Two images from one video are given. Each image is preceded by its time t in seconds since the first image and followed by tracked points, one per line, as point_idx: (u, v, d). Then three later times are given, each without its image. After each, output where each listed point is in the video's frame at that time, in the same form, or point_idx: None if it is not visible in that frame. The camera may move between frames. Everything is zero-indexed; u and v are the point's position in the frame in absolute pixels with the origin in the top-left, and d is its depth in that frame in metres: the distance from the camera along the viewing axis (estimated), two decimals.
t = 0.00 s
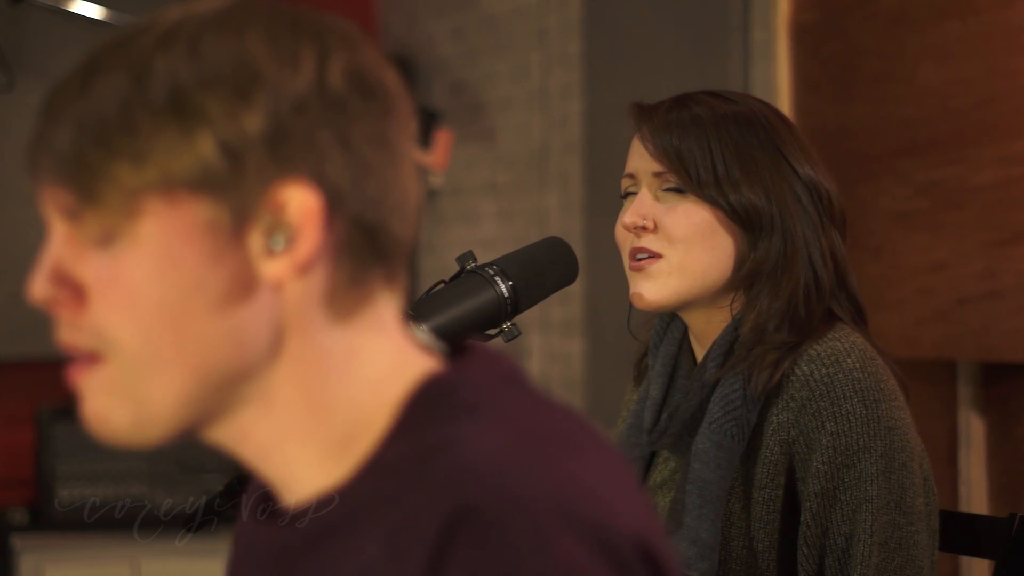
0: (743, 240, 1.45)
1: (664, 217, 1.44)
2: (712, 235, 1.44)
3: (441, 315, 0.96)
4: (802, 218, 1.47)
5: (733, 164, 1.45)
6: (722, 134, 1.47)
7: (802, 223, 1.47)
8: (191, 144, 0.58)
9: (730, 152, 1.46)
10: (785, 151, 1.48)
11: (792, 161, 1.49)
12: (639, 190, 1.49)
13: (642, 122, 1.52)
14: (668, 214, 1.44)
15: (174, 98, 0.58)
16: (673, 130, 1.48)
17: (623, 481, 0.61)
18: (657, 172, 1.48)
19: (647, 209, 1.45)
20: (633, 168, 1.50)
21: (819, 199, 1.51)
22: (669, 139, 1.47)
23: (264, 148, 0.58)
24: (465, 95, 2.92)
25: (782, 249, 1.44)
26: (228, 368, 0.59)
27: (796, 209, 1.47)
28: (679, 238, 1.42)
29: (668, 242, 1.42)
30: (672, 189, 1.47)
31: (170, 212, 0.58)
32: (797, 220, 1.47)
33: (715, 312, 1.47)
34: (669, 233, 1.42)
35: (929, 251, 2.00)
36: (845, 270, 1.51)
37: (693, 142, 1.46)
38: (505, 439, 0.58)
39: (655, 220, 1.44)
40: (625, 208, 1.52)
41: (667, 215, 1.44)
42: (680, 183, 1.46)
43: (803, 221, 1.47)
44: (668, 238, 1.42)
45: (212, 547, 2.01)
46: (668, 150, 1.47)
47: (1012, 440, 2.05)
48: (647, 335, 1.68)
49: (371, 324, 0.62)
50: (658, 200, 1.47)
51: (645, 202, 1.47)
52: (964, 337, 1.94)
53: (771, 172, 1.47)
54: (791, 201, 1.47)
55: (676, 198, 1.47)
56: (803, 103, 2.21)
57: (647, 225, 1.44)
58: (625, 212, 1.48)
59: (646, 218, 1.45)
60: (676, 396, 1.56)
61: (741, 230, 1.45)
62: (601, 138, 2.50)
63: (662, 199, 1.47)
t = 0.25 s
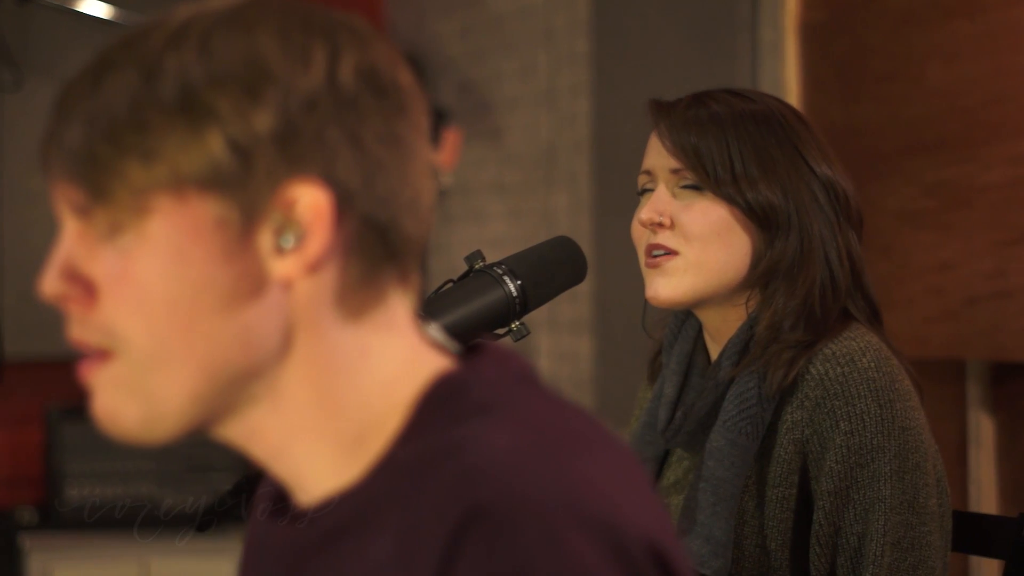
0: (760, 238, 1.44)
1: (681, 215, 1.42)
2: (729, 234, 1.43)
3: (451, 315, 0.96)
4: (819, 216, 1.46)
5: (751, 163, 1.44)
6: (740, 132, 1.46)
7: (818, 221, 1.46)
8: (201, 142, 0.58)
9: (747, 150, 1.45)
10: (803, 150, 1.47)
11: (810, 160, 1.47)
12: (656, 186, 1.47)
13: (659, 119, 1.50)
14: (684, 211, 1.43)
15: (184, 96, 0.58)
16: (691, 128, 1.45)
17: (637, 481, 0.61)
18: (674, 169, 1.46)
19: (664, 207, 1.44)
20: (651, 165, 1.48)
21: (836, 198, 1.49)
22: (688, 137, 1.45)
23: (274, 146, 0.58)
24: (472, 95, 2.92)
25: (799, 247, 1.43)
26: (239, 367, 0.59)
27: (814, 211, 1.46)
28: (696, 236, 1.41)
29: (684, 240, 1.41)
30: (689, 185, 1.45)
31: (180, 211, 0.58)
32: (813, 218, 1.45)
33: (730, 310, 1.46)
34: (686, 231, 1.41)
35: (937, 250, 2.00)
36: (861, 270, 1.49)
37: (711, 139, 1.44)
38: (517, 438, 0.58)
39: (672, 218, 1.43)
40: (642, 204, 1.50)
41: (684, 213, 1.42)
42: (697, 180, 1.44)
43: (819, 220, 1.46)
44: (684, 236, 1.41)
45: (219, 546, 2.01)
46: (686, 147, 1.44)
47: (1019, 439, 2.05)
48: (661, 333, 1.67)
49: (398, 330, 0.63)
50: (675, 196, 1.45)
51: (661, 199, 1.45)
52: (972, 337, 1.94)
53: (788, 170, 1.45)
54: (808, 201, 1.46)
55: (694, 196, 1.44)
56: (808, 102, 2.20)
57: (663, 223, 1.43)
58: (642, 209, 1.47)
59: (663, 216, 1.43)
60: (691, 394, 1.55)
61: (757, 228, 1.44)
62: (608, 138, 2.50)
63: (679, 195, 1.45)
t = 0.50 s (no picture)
0: (784, 236, 1.42)
1: (704, 212, 1.41)
2: (753, 232, 1.41)
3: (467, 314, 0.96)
4: (843, 216, 1.44)
5: (775, 161, 1.42)
6: (765, 131, 1.44)
7: (842, 221, 1.44)
8: (219, 140, 0.57)
9: (772, 148, 1.43)
10: (827, 149, 1.46)
11: (834, 160, 1.46)
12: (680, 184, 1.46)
13: (683, 117, 1.49)
14: (708, 209, 1.41)
15: (202, 94, 0.58)
16: (716, 126, 1.44)
17: (654, 484, 0.60)
18: (697, 167, 1.45)
19: (688, 204, 1.43)
20: (674, 163, 1.48)
21: (859, 198, 1.47)
22: (712, 134, 1.44)
23: (291, 144, 0.58)
24: (485, 95, 2.91)
25: (822, 246, 1.41)
26: (254, 366, 0.58)
27: (837, 209, 1.44)
28: (719, 233, 1.39)
29: (707, 237, 1.39)
30: (712, 184, 1.44)
31: (197, 208, 0.58)
32: (837, 220, 1.43)
33: (753, 308, 1.45)
34: (709, 228, 1.39)
35: (952, 250, 1.99)
36: (885, 271, 1.48)
37: (735, 138, 1.43)
38: (535, 439, 0.57)
39: (695, 215, 1.42)
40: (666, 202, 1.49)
41: (707, 210, 1.41)
42: (721, 177, 1.43)
43: (842, 220, 1.44)
44: (707, 233, 1.40)
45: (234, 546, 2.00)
46: (710, 146, 1.43)
47: None
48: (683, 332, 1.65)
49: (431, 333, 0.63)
50: (699, 194, 1.44)
51: (685, 196, 1.44)
52: (987, 337, 1.93)
53: (812, 169, 1.44)
54: (831, 200, 1.44)
55: (718, 193, 1.43)
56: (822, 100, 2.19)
57: (686, 220, 1.42)
58: (666, 207, 1.46)
59: (686, 213, 1.42)
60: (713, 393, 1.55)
61: (781, 226, 1.42)
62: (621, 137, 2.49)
63: (702, 193, 1.44)
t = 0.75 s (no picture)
0: (807, 236, 1.39)
1: (728, 211, 1.38)
2: (776, 232, 1.38)
3: (481, 311, 0.95)
4: (865, 215, 1.42)
5: (799, 160, 1.39)
6: (788, 129, 1.41)
7: (865, 221, 1.41)
8: (234, 140, 0.57)
9: (795, 146, 1.40)
10: (850, 148, 1.43)
11: (858, 159, 1.43)
12: (703, 182, 1.42)
13: (705, 114, 1.45)
14: (732, 208, 1.38)
15: (217, 95, 0.58)
16: (740, 125, 1.41)
17: (671, 486, 0.60)
18: (721, 165, 1.41)
19: (711, 202, 1.39)
20: (697, 161, 1.44)
21: (882, 198, 1.45)
22: (735, 132, 1.40)
23: (305, 146, 0.58)
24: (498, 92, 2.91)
25: (846, 244, 1.38)
26: (269, 366, 0.58)
27: (860, 207, 1.41)
28: (743, 232, 1.36)
29: (730, 236, 1.36)
30: (735, 182, 1.40)
31: (212, 209, 0.57)
32: (860, 220, 1.41)
33: (775, 307, 1.42)
34: (733, 227, 1.36)
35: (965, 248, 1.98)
36: (907, 270, 1.45)
37: (758, 136, 1.40)
38: (550, 441, 0.57)
39: (719, 214, 1.38)
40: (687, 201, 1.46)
41: (731, 209, 1.38)
42: (744, 176, 1.39)
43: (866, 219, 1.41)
44: (730, 232, 1.36)
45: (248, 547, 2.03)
46: (733, 144, 1.40)
47: None
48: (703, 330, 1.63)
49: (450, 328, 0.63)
50: (722, 192, 1.40)
51: (708, 195, 1.41)
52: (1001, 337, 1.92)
53: (835, 169, 1.41)
54: (854, 198, 1.41)
55: (740, 192, 1.40)
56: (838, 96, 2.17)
57: (709, 218, 1.38)
58: (688, 205, 1.42)
59: (709, 211, 1.39)
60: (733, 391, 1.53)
61: (804, 227, 1.39)
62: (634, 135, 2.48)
63: (725, 192, 1.41)
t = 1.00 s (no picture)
0: (828, 236, 1.38)
1: (748, 213, 1.36)
2: (796, 233, 1.36)
3: (493, 309, 0.95)
4: (885, 214, 1.40)
5: (818, 160, 1.38)
6: (806, 130, 1.39)
7: (885, 221, 1.40)
8: (242, 139, 0.57)
9: (814, 146, 1.38)
10: (870, 148, 1.41)
11: (876, 157, 1.41)
12: (722, 184, 1.41)
13: (724, 116, 1.44)
14: (752, 209, 1.37)
15: (226, 94, 0.58)
16: (759, 126, 1.39)
17: (678, 489, 0.59)
18: (740, 167, 1.40)
19: (732, 205, 1.38)
20: (716, 163, 1.43)
21: (901, 198, 1.43)
22: (755, 133, 1.39)
23: (314, 145, 0.57)
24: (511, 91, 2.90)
25: (866, 244, 1.37)
26: (277, 364, 0.58)
27: (879, 205, 1.40)
28: (764, 233, 1.35)
29: (751, 238, 1.35)
30: (755, 184, 1.39)
31: (220, 207, 0.57)
32: (881, 219, 1.40)
33: (796, 307, 1.42)
34: (753, 229, 1.35)
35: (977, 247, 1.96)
36: (926, 269, 1.44)
37: (776, 136, 1.38)
38: (556, 441, 0.56)
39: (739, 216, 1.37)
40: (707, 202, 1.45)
41: (751, 211, 1.37)
42: (764, 177, 1.38)
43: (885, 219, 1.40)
44: (751, 234, 1.36)
45: (259, 547, 2.05)
46: (751, 144, 1.39)
47: None
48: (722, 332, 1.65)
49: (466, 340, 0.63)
50: (742, 193, 1.39)
51: (728, 197, 1.40)
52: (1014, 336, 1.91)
53: (855, 168, 1.39)
54: (874, 198, 1.40)
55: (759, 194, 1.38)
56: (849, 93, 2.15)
57: (729, 220, 1.37)
58: (707, 207, 1.41)
59: (729, 213, 1.38)
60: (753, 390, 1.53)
61: (825, 229, 1.38)
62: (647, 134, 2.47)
63: (745, 194, 1.39)
